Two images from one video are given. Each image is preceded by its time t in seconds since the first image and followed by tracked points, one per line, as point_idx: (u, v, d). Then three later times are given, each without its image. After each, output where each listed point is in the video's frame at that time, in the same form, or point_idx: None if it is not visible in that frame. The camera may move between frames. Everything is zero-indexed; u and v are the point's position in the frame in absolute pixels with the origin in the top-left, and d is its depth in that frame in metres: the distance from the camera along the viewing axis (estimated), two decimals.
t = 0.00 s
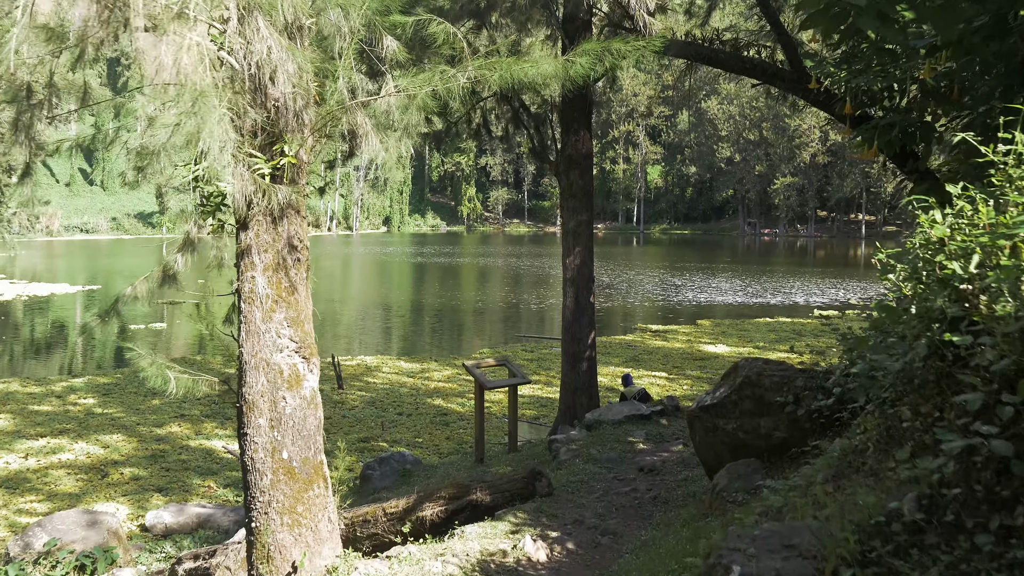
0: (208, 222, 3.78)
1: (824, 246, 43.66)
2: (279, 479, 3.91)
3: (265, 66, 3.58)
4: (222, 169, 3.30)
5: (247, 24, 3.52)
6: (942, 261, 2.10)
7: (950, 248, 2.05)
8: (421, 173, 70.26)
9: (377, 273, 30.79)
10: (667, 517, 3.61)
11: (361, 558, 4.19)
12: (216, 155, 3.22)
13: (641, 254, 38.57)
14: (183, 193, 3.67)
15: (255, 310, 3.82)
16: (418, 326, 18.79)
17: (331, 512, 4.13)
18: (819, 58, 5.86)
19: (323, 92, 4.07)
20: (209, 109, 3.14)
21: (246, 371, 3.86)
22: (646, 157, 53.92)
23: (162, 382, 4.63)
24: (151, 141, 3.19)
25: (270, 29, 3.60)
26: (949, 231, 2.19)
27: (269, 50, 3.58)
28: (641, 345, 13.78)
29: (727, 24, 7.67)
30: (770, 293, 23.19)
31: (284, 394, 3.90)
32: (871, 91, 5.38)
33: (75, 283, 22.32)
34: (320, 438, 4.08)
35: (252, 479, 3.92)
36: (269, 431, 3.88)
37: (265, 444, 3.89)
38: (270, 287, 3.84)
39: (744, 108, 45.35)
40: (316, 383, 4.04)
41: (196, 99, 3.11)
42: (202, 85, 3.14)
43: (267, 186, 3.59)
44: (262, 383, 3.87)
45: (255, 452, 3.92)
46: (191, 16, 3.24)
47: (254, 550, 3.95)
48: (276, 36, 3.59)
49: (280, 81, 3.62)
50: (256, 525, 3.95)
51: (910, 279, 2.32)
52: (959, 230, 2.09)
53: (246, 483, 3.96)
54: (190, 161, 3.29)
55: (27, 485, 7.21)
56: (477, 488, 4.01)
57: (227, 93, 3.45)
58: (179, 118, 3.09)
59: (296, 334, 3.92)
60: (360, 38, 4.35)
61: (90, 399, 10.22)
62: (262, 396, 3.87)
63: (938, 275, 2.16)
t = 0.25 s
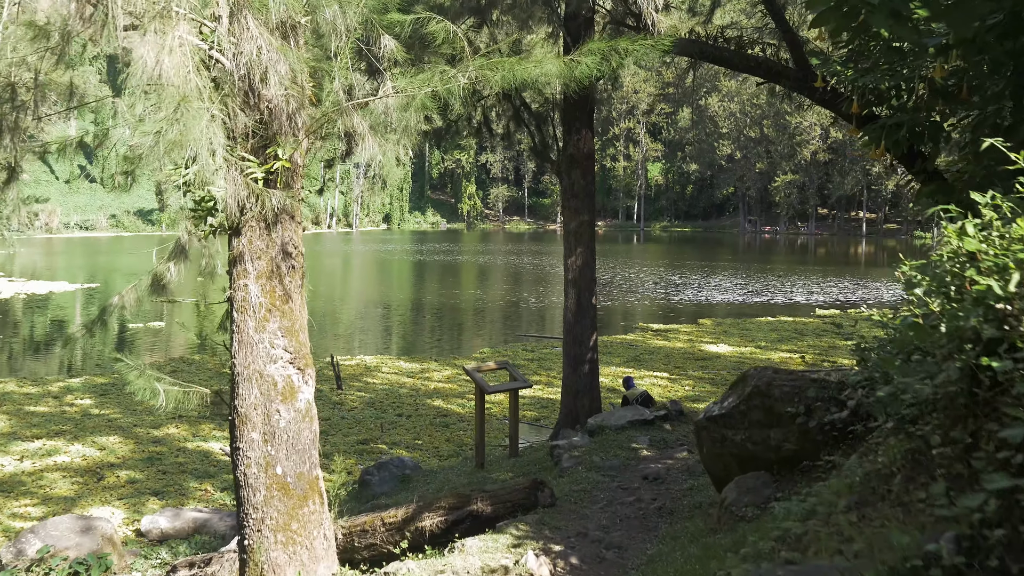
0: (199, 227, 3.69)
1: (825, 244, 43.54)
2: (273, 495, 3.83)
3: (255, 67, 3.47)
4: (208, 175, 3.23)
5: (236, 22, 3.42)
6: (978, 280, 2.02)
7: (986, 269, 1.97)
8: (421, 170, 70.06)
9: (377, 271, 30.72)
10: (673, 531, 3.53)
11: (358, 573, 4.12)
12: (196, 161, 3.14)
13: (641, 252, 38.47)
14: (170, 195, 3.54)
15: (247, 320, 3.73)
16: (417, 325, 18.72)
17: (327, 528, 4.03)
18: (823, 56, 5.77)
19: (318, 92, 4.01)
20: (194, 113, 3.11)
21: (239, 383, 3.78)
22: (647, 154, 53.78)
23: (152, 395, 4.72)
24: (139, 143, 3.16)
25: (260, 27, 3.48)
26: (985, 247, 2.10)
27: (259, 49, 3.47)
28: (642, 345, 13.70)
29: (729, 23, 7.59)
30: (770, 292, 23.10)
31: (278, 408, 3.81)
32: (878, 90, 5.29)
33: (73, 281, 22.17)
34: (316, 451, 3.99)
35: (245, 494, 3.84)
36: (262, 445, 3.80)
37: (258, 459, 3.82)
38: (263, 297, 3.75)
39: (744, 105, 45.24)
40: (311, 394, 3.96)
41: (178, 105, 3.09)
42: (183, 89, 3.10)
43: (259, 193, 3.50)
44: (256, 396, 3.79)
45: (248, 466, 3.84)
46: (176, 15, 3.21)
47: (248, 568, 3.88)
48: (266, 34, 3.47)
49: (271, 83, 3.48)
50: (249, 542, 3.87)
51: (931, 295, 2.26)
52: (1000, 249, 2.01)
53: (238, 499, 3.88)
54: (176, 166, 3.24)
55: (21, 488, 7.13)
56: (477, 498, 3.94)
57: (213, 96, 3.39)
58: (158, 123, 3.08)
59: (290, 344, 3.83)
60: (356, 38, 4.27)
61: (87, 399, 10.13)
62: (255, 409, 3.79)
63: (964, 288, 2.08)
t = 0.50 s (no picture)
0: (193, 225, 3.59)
1: (825, 240, 43.48)
2: (269, 503, 3.74)
3: (253, 55, 3.40)
4: (198, 166, 3.12)
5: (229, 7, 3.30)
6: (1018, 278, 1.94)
7: None
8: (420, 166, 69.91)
9: (377, 267, 30.63)
10: (684, 539, 3.45)
11: None
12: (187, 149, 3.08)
13: (642, 249, 38.38)
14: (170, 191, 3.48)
15: (243, 321, 3.64)
16: (417, 322, 18.62)
17: (325, 536, 3.94)
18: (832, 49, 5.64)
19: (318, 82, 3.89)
20: (180, 102, 2.98)
21: (235, 387, 3.68)
22: (647, 151, 53.68)
23: (142, 398, 4.50)
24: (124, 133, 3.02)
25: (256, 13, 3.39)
26: None
27: (253, 35, 3.38)
28: (644, 342, 13.61)
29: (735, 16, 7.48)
30: (772, 289, 22.99)
31: (275, 412, 3.72)
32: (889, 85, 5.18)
33: (72, 277, 22.05)
34: (314, 457, 3.90)
35: (241, 502, 3.75)
36: (258, 451, 3.71)
37: (255, 465, 3.72)
38: (259, 295, 3.65)
39: (745, 101, 45.12)
40: (309, 397, 3.86)
41: (163, 90, 2.94)
42: (170, 74, 2.97)
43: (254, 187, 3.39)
44: (252, 399, 3.69)
45: (244, 473, 3.74)
46: None
47: None
48: (262, 21, 3.39)
49: (267, 71, 3.41)
50: (245, 551, 3.78)
51: (977, 299, 2.18)
52: None
53: (234, 506, 3.79)
54: (166, 160, 3.12)
55: (16, 487, 7.03)
56: (481, 501, 3.86)
57: (204, 86, 3.27)
58: (143, 110, 2.93)
59: (287, 346, 3.73)
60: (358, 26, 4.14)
61: (84, 397, 10.04)
62: (251, 413, 3.69)
63: (1009, 290, 2.06)
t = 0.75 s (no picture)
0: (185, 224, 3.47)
1: (827, 238, 43.36)
2: (265, 516, 3.62)
3: (249, 43, 3.29)
4: (188, 161, 2.99)
5: None
6: None
7: None
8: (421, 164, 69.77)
9: (377, 265, 30.52)
10: (697, 550, 3.35)
11: None
12: (176, 142, 2.96)
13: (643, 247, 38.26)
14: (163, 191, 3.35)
15: (239, 325, 3.53)
16: (418, 320, 18.49)
17: (324, 551, 3.82)
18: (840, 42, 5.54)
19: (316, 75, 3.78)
20: (163, 90, 2.83)
21: (229, 395, 3.56)
22: (648, 148, 53.55)
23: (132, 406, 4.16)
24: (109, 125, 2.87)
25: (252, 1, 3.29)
26: None
27: (248, 20, 3.27)
28: (647, 341, 13.50)
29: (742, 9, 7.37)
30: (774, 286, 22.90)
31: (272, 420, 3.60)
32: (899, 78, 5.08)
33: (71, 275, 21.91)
34: (312, 468, 3.78)
35: (235, 516, 3.62)
36: (254, 462, 3.59)
37: (250, 477, 3.60)
38: (256, 298, 3.54)
39: (746, 98, 45.05)
40: (307, 405, 3.75)
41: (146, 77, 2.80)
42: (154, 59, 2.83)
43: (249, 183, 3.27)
44: (247, 408, 3.57)
45: (238, 485, 3.62)
46: None
47: None
48: (257, 6, 3.29)
49: (263, 60, 3.30)
50: (240, 567, 3.66)
51: None
52: None
53: (228, 521, 3.67)
54: (156, 154, 3.00)
55: (11, 490, 6.93)
56: (485, 509, 3.79)
57: (195, 76, 3.15)
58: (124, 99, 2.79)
59: (285, 350, 3.63)
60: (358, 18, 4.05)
61: (81, 397, 9.93)
62: (246, 422, 3.58)
63: None
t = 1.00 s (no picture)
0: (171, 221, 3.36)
1: (825, 236, 43.31)
2: (253, 527, 3.53)
3: (233, 30, 3.18)
4: (167, 156, 2.87)
5: None
6: None
7: None
8: (419, 162, 69.57)
9: (376, 263, 30.38)
10: (701, 559, 3.27)
11: None
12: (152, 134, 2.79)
13: (641, 245, 38.20)
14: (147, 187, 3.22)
15: (225, 328, 3.44)
16: (417, 318, 18.40)
17: (315, 563, 3.72)
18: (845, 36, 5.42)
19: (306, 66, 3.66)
20: (130, 75, 2.65)
21: (216, 400, 3.48)
22: (647, 146, 53.46)
23: (113, 412, 4.20)
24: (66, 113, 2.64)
25: None
26: None
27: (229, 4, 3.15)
28: (647, 339, 13.41)
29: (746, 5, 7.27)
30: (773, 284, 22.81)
31: (260, 427, 3.52)
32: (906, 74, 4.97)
33: (67, 273, 21.75)
34: (301, 477, 3.70)
35: (221, 528, 3.53)
36: (241, 471, 3.51)
37: (237, 486, 3.52)
38: (242, 299, 3.45)
39: (745, 96, 44.97)
40: (296, 411, 3.66)
41: (108, 60, 2.60)
42: (117, 42, 2.63)
43: (235, 179, 3.17)
44: (234, 414, 3.49)
45: (225, 494, 3.53)
46: None
47: None
48: None
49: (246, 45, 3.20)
50: None
51: None
52: None
53: (214, 532, 3.57)
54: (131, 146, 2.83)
55: (2, 492, 6.82)
56: (484, 515, 3.72)
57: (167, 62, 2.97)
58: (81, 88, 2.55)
59: (273, 354, 3.54)
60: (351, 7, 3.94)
61: (76, 396, 9.81)
62: (233, 428, 3.49)
63: None
